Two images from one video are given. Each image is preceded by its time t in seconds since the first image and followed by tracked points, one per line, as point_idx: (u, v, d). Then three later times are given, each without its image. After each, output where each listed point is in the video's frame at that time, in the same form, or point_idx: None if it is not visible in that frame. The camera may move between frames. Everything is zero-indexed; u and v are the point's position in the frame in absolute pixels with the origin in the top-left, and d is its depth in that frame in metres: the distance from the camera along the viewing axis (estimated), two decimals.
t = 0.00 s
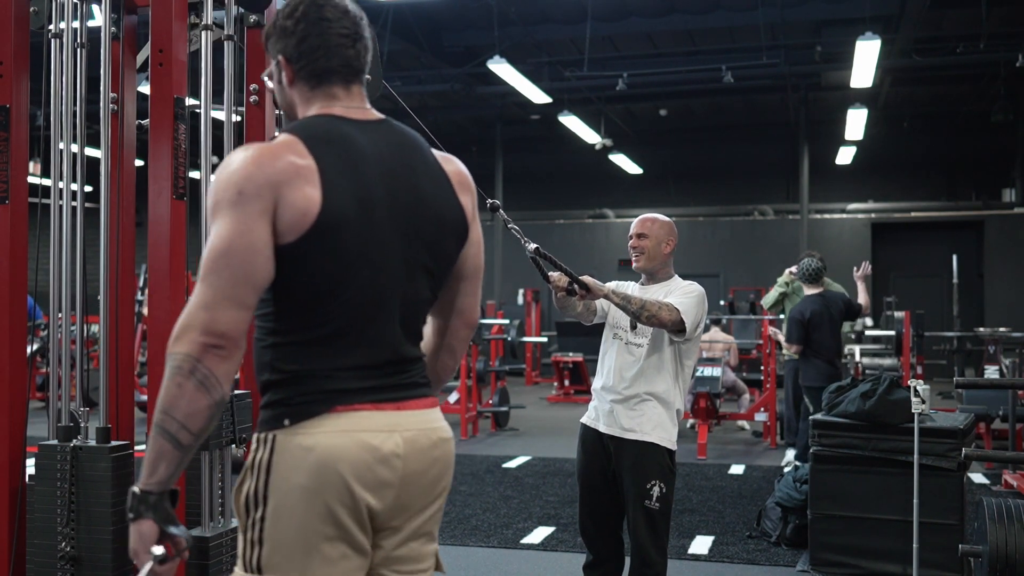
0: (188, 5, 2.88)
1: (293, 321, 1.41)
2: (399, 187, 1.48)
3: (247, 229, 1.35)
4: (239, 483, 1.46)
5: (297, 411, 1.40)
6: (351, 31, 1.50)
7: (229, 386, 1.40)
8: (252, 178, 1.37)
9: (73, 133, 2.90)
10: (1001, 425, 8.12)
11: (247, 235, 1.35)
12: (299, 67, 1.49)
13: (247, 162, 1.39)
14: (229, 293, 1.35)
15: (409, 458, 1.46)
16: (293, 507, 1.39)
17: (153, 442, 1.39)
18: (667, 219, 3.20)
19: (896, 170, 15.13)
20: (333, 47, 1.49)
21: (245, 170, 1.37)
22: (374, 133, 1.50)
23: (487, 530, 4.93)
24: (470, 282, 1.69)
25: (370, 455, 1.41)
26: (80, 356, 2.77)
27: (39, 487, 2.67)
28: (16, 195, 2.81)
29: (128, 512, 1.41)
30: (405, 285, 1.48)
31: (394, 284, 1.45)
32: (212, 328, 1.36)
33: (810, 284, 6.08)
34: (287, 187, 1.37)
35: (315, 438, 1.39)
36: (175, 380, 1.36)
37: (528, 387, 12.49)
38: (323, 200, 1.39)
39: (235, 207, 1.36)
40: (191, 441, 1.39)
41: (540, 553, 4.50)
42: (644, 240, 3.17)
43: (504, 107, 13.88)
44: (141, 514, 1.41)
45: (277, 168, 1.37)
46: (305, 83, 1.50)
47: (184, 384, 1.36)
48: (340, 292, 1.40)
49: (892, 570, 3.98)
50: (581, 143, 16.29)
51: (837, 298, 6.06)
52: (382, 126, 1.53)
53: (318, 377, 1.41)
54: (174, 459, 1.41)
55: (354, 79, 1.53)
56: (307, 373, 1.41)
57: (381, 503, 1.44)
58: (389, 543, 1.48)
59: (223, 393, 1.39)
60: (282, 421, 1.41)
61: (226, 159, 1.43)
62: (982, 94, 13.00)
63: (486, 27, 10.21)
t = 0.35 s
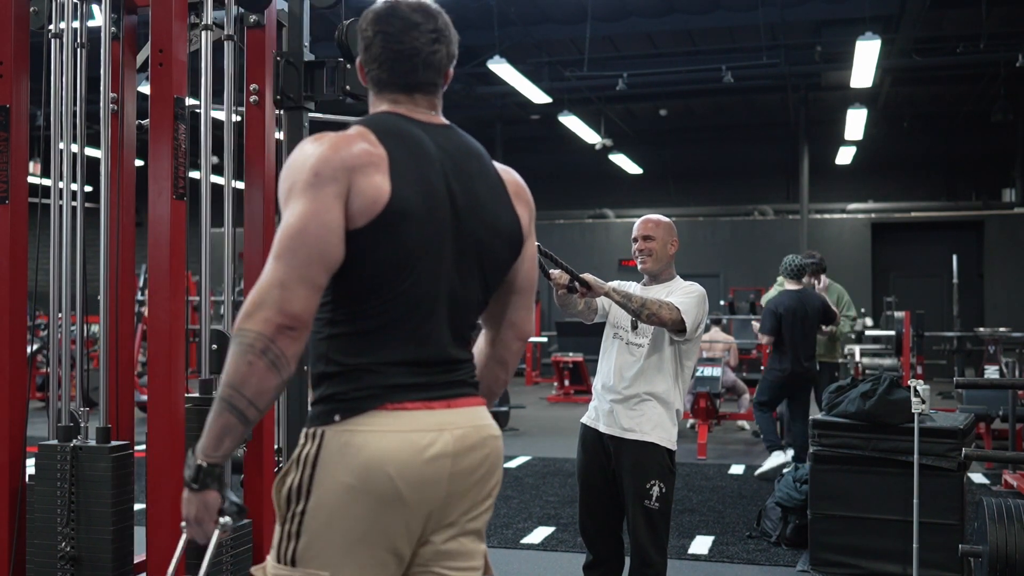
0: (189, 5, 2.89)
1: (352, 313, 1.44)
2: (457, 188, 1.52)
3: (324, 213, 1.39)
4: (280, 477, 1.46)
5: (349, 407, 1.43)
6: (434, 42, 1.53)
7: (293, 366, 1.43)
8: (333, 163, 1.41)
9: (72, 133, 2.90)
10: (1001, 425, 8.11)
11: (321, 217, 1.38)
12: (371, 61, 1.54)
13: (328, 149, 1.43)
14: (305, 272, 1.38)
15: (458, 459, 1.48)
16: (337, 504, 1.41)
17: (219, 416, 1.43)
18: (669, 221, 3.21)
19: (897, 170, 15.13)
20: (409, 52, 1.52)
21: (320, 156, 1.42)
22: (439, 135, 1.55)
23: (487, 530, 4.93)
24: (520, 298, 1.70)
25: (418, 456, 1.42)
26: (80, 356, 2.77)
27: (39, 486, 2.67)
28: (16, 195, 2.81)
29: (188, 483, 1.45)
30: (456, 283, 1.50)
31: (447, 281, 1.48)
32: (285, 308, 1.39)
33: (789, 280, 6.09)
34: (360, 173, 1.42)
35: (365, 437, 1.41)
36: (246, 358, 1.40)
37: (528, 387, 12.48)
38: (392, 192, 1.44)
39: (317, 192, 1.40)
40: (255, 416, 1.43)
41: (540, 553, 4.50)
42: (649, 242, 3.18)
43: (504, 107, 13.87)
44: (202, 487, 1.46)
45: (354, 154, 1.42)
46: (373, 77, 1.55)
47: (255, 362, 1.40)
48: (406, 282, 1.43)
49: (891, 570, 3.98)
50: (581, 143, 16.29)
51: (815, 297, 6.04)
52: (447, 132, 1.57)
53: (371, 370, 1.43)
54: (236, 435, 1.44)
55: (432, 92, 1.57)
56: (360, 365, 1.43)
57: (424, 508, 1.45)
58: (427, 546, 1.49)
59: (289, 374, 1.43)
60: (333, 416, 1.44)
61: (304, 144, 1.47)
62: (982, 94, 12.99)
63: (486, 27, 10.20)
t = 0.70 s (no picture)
0: (189, 4, 2.89)
1: (364, 317, 1.47)
2: (468, 188, 1.50)
3: (309, 224, 1.42)
4: (300, 477, 1.51)
5: (361, 411, 1.46)
6: (451, 45, 1.54)
7: (282, 370, 1.49)
8: (320, 179, 1.44)
9: (72, 133, 2.90)
10: (1002, 425, 8.11)
11: (312, 230, 1.42)
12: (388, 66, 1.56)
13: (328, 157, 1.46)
14: (293, 283, 1.44)
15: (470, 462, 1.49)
16: (347, 505, 1.44)
17: (209, 411, 1.50)
18: (670, 221, 3.22)
19: (896, 170, 15.13)
20: (420, 57, 1.54)
21: (322, 167, 1.45)
22: (454, 138, 1.54)
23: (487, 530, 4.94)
24: (561, 294, 1.70)
25: (427, 460, 1.44)
26: (79, 356, 2.77)
27: (39, 486, 2.68)
28: (16, 195, 2.81)
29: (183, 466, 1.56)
30: (469, 287, 1.50)
31: (460, 283, 1.48)
32: (275, 319, 1.45)
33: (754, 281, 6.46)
34: (354, 183, 1.43)
35: (377, 440, 1.44)
36: (234, 360, 1.46)
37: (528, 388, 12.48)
38: (388, 199, 1.45)
39: (304, 204, 1.43)
40: (244, 414, 1.50)
41: (539, 553, 4.50)
42: (649, 241, 3.18)
43: (504, 107, 13.87)
44: (198, 472, 1.56)
45: (347, 165, 1.44)
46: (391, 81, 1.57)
47: (241, 364, 1.46)
48: (406, 291, 1.45)
49: (891, 570, 3.98)
50: (581, 143, 16.29)
51: (776, 297, 6.22)
52: (470, 134, 1.57)
53: (384, 376, 1.46)
54: (226, 428, 1.51)
55: (453, 96, 1.58)
56: (371, 369, 1.46)
57: (432, 511, 1.46)
58: (441, 547, 1.50)
59: (277, 376, 1.49)
60: (349, 420, 1.47)
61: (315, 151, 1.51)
62: (982, 95, 12.98)
63: (486, 27, 10.20)
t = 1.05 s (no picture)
0: (189, 5, 2.89)
1: (362, 318, 1.47)
2: (468, 193, 1.50)
3: (305, 223, 1.44)
4: (300, 475, 1.51)
5: (359, 410, 1.47)
6: (463, 47, 1.54)
7: (284, 367, 1.50)
8: (317, 177, 1.46)
9: (72, 133, 2.90)
10: (1002, 425, 8.11)
11: (310, 231, 1.44)
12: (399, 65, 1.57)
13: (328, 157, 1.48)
14: (289, 283, 1.45)
15: (467, 460, 1.48)
16: (344, 503, 1.44)
17: (211, 408, 1.52)
18: (666, 221, 3.22)
19: (897, 170, 15.12)
20: (431, 58, 1.54)
21: (322, 169, 1.46)
22: (458, 142, 1.54)
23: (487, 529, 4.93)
24: (566, 303, 1.68)
25: (422, 458, 1.44)
26: (79, 355, 2.77)
27: (39, 486, 2.68)
28: (16, 195, 2.81)
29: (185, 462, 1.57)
30: (465, 292, 1.49)
31: (456, 287, 1.48)
32: (273, 317, 1.46)
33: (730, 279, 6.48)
34: (350, 186, 1.44)
35: (373, 439, 1.44)
36: (234, 355, 1.48)
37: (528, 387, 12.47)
38: (383, 200, 1.44)
39: (303, 202, 1.45)
40: (246, 411, 1.51)
41: (540, 553, 4.49)
42: (646, 240, 3.18)
43: (504, 107, 13.87)
44: (199, 467, 1.56)
45: (346, 169, 1.45)
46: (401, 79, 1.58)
47: (241, 361, 1.48)
48: (400, 294, 1.45)
49: (892, 570, 3.98)
50: (581, 143, 16.29)
51: (750, 294, 6.42)
52: (477, 138, 1.57)
53: (379, 377, 1.46)
54: (227, 425, 1.52)
55: (463, 99, 1.58)
56: (367, 369, 1.47)
57: (427, 508, 1.46)
58: (440, 544, 1.51)
59: (277, 373, 1.50)
60: (345, 419, 1.47)
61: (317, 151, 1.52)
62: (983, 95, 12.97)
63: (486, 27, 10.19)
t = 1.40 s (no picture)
0: (190, 4, 2.89)
1: (358, 317, 1.47)
2: (466, 195, 1.50)
3: (312, 223, 1.43)
4: (291, 475, 1.51)
5: (351, 410, 1.46)
6: (478, 56, 1.55)
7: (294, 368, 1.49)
8: (321, 177, 1.45)
9: (72, 132, 2.90)
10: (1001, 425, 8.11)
11: (314, 229, 1.43)
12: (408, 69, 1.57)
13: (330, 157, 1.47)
14: (295, 282, 1.45)
15: (459, 457, 1.49)
16: (337, 502, 1.44)
17: (223, 414, 1.51)
18: (664, 220, 3.22)
19: (897, 170, 15.12)
20: (444, 66, 1.54)
21: (324, 166, 1.45)
22: (459, 146, 1.54)
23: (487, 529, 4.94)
24: (563, 303, 1.69)
25: (416, 456, 1.44)
26: (79, 355, 2.77)
27: (39, 486, 2.67)
28: (17, 195, 2.81)
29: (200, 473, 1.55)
30: (458, 292, 1.49)
31: (450, 288, 1.48)
32: (281, 317, 1.46)
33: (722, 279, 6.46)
34: (353, 184, 1.44)
35: (366, 437, 1.44)
36: (244, 359, 1.47)
37: (528, 387, 12.47)
38: (389, 201, 1.44)
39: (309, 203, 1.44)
40: (256, 415, 1.50)
41: (539, 553, 4.49)
42: (645, 239, 3.18)
43: (504, 107, 13.87)
44: (207, 474, 1.54)
45: (349, 167, 1.44)
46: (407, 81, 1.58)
47: (251, 363, 1.47)
48: (395, 294, 1.45)
49: (892, 570, 3.98)
50: (581, 143, 16.29)
51: (742, 294, 6.44)
52: (476, 141, 1.58)
53: (373, 377, 1.46)
54: (242, 432, 1.51)
55: (466, 105, 1.59)
56: (362, 368, 1.47)
57: (422, 506, 1.46)
58: (431, 543, 1.51)
59: (287, 374, 1.49)
60: (338, 419, 1.47)
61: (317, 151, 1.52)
62: (983, 95, 12.97)
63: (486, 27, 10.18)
